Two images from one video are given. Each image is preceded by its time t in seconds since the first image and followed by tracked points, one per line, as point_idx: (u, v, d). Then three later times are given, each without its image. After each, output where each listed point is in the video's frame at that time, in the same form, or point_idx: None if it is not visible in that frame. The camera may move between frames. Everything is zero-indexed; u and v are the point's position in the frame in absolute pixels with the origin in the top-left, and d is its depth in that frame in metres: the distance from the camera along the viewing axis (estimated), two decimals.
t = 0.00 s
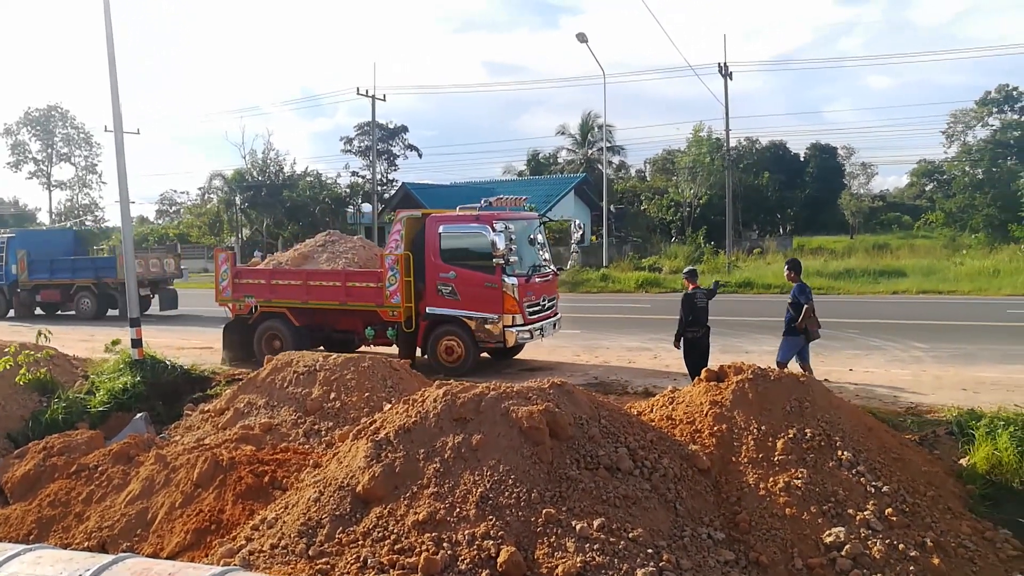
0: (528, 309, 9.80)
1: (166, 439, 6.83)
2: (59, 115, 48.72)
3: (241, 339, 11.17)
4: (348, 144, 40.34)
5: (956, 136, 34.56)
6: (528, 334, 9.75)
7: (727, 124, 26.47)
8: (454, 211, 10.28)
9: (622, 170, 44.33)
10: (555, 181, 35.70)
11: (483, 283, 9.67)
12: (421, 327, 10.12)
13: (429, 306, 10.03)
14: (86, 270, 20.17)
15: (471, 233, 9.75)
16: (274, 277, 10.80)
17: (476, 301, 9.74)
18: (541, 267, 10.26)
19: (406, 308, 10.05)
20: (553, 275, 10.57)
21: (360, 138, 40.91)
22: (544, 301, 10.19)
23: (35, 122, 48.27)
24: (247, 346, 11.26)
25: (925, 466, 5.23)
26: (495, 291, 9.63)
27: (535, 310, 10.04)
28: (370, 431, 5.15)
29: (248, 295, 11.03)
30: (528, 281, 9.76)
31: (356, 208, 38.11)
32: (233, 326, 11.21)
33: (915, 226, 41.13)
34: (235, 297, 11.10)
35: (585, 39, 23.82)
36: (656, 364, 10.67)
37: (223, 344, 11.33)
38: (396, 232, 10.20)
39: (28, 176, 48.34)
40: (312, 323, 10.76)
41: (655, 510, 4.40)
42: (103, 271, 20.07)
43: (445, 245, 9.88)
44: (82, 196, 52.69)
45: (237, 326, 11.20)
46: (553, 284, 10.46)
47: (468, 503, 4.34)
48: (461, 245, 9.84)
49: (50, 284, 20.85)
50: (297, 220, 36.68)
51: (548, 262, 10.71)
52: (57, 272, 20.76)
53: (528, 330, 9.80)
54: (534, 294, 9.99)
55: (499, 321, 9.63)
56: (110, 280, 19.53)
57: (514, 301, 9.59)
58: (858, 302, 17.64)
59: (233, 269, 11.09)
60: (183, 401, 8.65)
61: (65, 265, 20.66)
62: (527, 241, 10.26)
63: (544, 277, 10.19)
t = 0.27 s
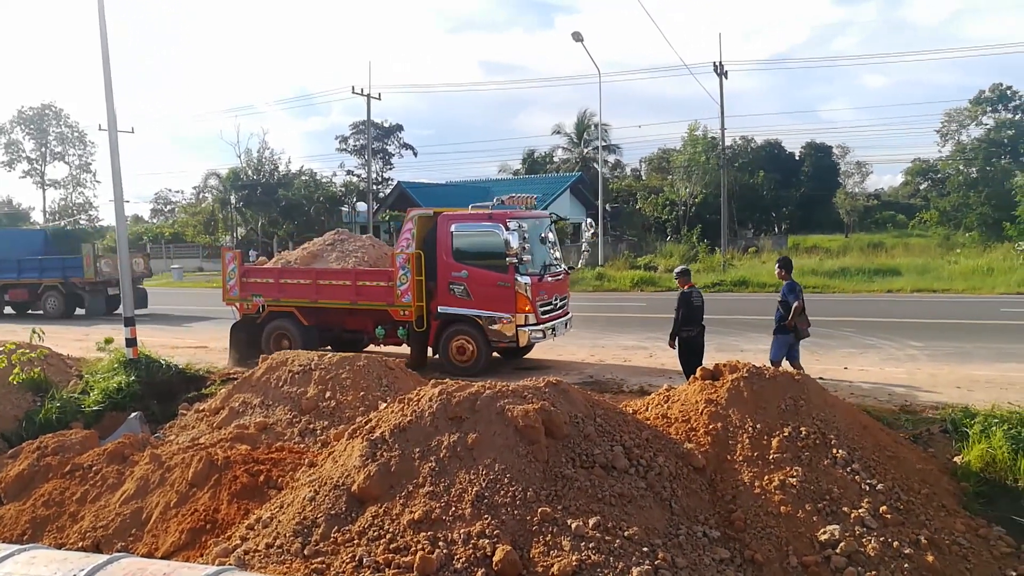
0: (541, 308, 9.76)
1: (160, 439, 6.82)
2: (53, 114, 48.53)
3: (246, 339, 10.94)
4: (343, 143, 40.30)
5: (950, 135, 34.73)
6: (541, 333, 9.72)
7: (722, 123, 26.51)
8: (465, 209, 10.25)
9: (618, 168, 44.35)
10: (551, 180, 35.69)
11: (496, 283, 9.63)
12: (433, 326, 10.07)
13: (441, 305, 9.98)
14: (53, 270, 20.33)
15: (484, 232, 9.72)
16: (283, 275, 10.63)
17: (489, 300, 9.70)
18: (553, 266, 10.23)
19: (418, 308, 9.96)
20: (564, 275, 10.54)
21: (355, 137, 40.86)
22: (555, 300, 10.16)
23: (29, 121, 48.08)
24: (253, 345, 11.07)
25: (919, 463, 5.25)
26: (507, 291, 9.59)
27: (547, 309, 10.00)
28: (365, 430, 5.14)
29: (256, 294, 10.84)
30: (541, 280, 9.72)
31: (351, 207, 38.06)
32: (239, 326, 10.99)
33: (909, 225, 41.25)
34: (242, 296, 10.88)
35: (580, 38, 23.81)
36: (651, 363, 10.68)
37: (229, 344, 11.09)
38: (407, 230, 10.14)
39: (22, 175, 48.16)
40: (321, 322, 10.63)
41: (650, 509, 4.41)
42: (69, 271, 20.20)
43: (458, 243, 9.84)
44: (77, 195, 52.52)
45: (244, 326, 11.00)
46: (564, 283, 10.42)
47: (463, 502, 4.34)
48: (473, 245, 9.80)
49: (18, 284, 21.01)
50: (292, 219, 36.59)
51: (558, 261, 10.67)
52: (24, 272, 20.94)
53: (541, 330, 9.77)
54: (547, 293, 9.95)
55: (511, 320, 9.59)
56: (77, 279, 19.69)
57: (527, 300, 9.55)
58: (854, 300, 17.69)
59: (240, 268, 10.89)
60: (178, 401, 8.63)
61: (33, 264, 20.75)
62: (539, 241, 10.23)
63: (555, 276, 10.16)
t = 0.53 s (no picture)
0: (551, 307, 9.72)
1: (156, 439, 6.80)
2: (48, 113, 48.34)
3: (253, 340, 10.90)
4: (338, 142, 40.23)
5: (945, 134, 34.72)
6: (552, 332, 9.67)
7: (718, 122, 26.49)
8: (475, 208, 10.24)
9: (614, 167, 44.35)
10: (547, 179, 35.66)
11: (507, 281, 9.60)
12: (443, 325, 10.02)
13: (451, 304, 9.93)
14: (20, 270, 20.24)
15: (494, 230, 9.71)
16: (290, 275, 10.61)
17: (499, 299, 9.66)
18: (563, 264, 10.20)
19: (428, 306, 9.94)
20: (573, 273, 10.50)
21: (351, 136, 40.75)
22: (566, 299, 10.12)
23: (23, 120, 47.90)
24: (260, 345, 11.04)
25: (915, 461, 5.26)
26: (518, 289, 9.55)
27: (557, 308, 9.96)
28: (362, 429, 5.13)
29: (263, 293, 10.82)
30: (551, 279, 9.69)
31: (346, 206, 37.99)
32: (246, 326, 10.96)
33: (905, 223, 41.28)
34: (249, 296, 10.87)
35: (575, 36, 23.77)
36: (648, 361, 10.67)
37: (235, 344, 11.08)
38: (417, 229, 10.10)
39: (17, 174, 47.99)
40: (329, 321, 10.62)
41: (647, 507, 4.41)
42: (37, 270, 20.14)
43: (468, 242, 9.81)
44: (72, 194, 52.37)
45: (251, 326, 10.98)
46: (574, 282, 10.39)
47: (460, 501, 4.34)
48: (483, 243, 9.78)
49: None
50: (288, 218, 36.48)
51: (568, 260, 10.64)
52: None
53: (552, 329, 9.72)
54: (557, 292, 9.92)
55: (522, 319, 9.55)
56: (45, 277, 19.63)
57: (537, 299, 9.52)
58: (850, 299, 17.71)
59: (247, 267, 10.88)
60: (174, 400, 8.62)
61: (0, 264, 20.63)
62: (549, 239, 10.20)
63: (566, 274, 10.13)
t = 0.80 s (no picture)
0: (560, 307, 9.70)
1: (149, 439, 6.78)
2: (41, 112, 48.14)
3: (257, 340, 10.87)
4: (334, 142, 40.17)
5: (938, 135, 34.93)
6: (559, 333, 9.63)
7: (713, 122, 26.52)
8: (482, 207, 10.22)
9: (609, 168, 44.39)
10: (542, 179, 35.66)
11: (516, 282, 9.56)
12: (450, 326, 9.98)
13: (459, 305, 9.90)
14: None
15: (502, 230, 9.69)
16: (295, 275, 10.58)
17: (508, 300, 9.63)
18: (570, 264, 10.18)
19: (435, 307, 9.89)
20: (581, 274, 10.47)
21: (346, 136, 40.71)
22: (573, 299, 10.09)
23: (16, 119, 47.70)
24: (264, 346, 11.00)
25: (907, 462, 5.28)
26: (527, 290, 9.52)
27: (565, 308, 9.93)
28: (356, 430, 5.13)
29: (267, 293, 10.78)
30: (560, 279, 9.67)
31: (341, 206, 37.93)
32: (250, 327, 10.93)
33: (898, 225, 41.42)
34: (253, 296, 10.82)
35: (571, 37, 23.78)
36: (643, 362, 10.68)
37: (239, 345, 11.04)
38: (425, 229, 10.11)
39: (10, 173, 47.78)
40: (334, 322, 10.59)
41: (641, 508, 4.42)
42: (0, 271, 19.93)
43: (476, 242, 9.80)
44: (65, 194, 52.19)
45: (255, 326, 10.94)
46: (581, 283, 10.36)
47: (454, 501, 4.34)
48: (492, 243, 9.76)
49: None
50: (283, 217, 36.38)
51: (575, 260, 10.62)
52: None
53: (560, 329, 9.69)
54: (565, 292, 9.89)
55: (531, 320, 9.52)
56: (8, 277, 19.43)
57: (547, 299, 9.48)
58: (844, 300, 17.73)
59: (251, 267, 10.84)
60: (167, 401, 8.59)
61: None
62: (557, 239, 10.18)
63: (573, 274, 10.11)
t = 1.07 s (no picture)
0: (566, 305, 9.69)
1: (143, 439, 6.76)
2: (31, 111, 47.88)
3: (261, 340, 10.85)
4: (327, 140, 40.09)
5: (930, 133, 35.01)
6: (566, 331, 9.63)
7: (706, 120, 26.53)
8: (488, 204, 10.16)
9: (602, 165, 44.39)
10: (535, 177, 35.63)
11: (523, 280, 9.54)
12: (456, 325, 9.97)
13: (465, 303, 9.89)
14: None
15: (509, 228, 9.65)
16: (298, 274, 10.55)
17: (515, 298, 9.61)
18: (577, 262, 10.14)
19: (441, 305, 9.88)
20: (586, 271, 10.44)
21: (339, 134, 40.63)
22: (580, 297, 10.07)
23: (7, 118, 47.45)
24: (267, 345, 10.97)
25: (900, 458, 5.30)
26: (534, 288, 9.51)
27: (572, 306, 9.92)
28: (350, 428, 5.12)
29: (270, 293, 10.73)
30: (566, 276, 9.65)
31: (334, 205, 37.86)
32: (253, 326, 10.90)
33: (890, 222, 41.54)
34: (256, 296, 10.77)
35: (564, 35, 23.76)
36: (637, 359, 10.68)
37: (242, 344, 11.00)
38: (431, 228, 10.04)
39: None
40: (338, 321, 10.57)
41: (635, 505, 4.43)
42: None
43: (482, 240, 9.75)
44: (56, 193, 51.93)
45: (258, 326, 10.89)
46: (587, 280, 10.34)
47: (449, 500, 4.34)
48: (498, 241, 9.71)
49: None
50: (275, 216, 36.31)
51: (581, 258, 10.59)
52: None
53: (567, 327, 9.69)
54: (572, 290, 9.87)
55: (538, 318, 9.51)
56: None
57: (554, 297, 9.47)
58: (837, 297, 17.78)
59: (254, 267, 10.80)
60: (161, 400, 8.56)
61: None
62: (563, 236, 10.13)
63: (580, 272, 10.08)
